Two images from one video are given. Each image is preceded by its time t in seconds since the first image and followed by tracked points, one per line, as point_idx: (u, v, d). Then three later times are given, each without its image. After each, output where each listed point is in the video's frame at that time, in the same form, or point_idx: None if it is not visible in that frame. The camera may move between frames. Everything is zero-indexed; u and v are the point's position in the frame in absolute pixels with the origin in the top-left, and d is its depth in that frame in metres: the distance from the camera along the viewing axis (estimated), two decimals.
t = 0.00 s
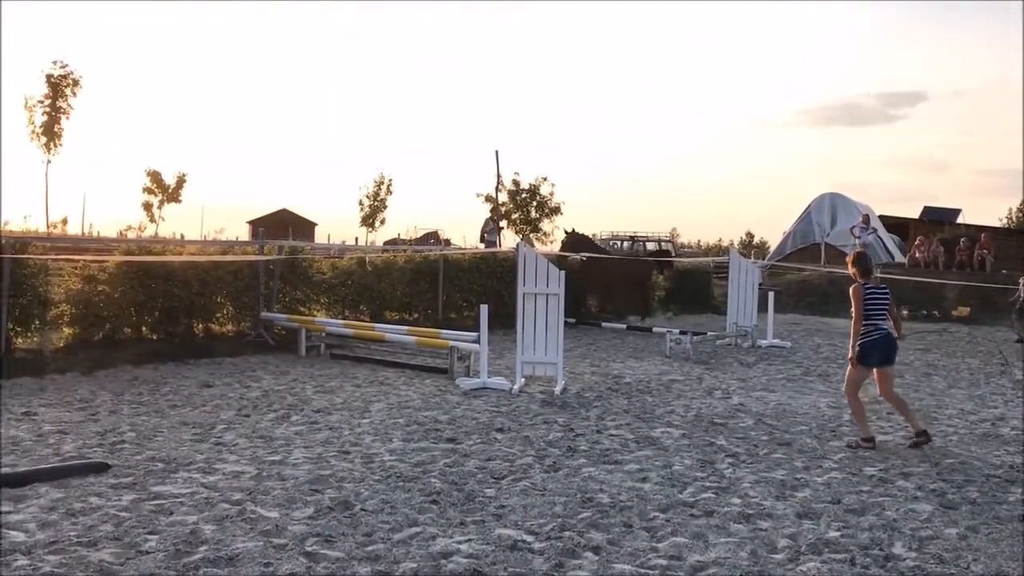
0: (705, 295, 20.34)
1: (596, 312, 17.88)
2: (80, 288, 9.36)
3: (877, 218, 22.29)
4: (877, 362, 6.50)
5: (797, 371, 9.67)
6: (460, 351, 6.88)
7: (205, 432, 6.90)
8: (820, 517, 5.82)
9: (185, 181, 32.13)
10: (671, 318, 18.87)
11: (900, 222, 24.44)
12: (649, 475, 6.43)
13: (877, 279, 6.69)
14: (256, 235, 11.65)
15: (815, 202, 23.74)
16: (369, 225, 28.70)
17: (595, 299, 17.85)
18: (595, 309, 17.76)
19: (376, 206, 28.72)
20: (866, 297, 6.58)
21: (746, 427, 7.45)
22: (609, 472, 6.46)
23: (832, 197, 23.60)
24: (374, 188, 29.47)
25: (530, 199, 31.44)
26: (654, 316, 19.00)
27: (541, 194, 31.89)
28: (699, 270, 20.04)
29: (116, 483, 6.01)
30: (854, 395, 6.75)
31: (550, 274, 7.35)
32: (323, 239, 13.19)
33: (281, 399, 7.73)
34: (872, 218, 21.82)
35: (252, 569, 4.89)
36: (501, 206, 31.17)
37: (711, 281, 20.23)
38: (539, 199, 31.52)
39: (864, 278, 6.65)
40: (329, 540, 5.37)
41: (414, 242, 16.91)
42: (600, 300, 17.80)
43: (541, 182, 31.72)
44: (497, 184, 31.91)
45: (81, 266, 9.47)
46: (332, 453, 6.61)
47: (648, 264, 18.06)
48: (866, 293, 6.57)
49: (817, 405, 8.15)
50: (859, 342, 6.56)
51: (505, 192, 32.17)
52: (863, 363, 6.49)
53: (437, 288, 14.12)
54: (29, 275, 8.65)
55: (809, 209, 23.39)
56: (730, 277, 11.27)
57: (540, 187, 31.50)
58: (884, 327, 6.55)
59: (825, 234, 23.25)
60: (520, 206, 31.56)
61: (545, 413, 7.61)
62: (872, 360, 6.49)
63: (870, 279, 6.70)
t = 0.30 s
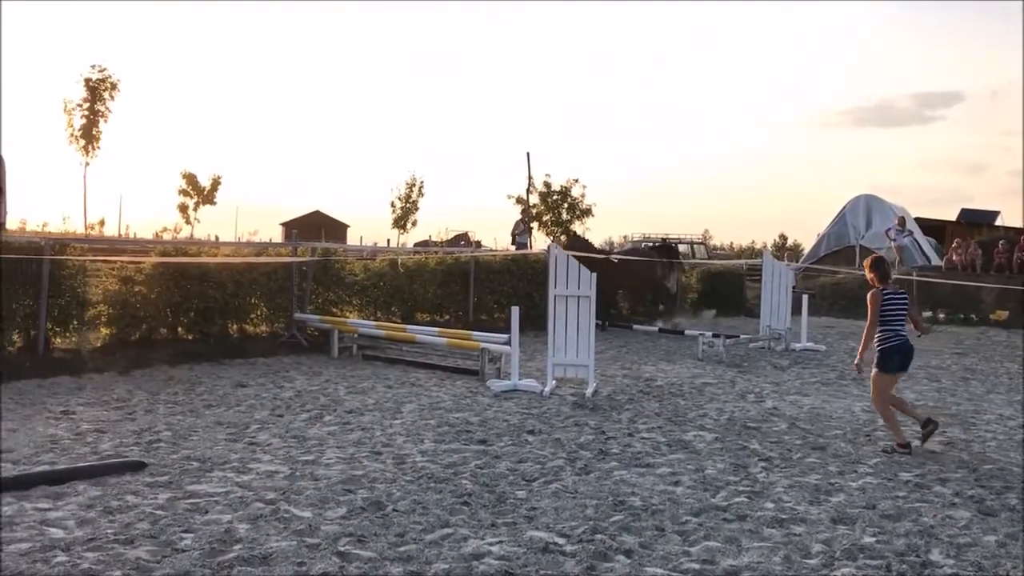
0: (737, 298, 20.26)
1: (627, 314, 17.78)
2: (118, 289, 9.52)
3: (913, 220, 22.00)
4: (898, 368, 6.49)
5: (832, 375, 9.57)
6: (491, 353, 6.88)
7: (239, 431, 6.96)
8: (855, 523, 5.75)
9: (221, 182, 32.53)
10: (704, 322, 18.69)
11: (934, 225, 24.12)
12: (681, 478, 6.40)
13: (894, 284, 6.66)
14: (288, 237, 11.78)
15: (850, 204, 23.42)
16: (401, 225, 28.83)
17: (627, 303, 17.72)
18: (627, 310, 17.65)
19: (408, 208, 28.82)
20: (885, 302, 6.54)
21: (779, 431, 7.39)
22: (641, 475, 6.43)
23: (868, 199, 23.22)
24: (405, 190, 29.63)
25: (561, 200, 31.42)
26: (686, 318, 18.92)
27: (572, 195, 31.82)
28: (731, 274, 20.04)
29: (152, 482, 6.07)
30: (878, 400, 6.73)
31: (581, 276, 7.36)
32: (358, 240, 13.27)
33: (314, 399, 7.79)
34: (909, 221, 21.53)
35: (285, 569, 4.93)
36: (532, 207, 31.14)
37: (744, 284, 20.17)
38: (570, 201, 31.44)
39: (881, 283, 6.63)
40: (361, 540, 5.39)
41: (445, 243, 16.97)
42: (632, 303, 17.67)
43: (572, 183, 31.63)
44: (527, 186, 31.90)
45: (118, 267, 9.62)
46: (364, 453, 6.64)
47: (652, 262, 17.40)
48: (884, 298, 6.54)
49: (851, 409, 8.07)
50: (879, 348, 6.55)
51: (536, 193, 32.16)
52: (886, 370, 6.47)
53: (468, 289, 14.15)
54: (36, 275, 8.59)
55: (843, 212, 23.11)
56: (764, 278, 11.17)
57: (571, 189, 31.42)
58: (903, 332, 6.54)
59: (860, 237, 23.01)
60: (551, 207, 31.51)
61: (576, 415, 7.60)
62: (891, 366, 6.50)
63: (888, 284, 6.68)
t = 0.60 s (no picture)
0: (779, 301, 20.09)
1: (667, 318, 17.72)
2: (163, 290, 9.67)
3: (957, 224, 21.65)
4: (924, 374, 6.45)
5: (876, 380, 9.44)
6: (530, 355, 6.88)
7: (281, 431, 7.03)
8: (900, 530, 5.66)
9: (262, 185, 32.96)
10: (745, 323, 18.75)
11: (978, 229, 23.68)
12: (722, 483, 6.34)
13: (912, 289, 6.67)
14: (329, 240, 11.88)
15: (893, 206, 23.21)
16: (439, 229, 28.97)
17: (666, 305, 17.80)
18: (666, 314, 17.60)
19: (446, 210, 28.92)
20: (902, 308, 6.54)
21: (822, 437, 7.30)
22: (681, 480, 6.39)
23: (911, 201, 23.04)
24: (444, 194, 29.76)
25: (600, 203, 31.31)
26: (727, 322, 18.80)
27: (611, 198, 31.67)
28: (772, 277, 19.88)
29: (196, 481, 6.15)
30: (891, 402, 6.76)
31: (621, 279, 7.33)
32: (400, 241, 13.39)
33: (354, 400, 7.85)
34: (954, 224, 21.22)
35: (326, 568, 4.96)
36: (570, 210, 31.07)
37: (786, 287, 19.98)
38: (609, 204, 31.31)
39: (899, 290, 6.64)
40: (401, 541, 5.41)
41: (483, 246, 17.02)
42: (671, 305, 17.74)
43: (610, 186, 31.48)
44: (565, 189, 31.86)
45: (163, 269, 9.77)
46: (404, 454, 6.68)
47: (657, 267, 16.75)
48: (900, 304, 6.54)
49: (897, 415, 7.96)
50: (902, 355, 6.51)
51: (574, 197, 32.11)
52: (910, 376, 6.42)
53: (507, 292, 14.16)
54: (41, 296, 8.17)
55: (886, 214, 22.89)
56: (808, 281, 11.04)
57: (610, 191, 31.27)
58: (923, 337, 6.54)
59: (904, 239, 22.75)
60: (589, 210, 31.41)
61: (616, 419, 7.57)
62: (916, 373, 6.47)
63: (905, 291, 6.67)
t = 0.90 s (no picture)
0: (813, 305, 19.90)
1: (700, 320, 17.65)
2: (199, 291, 9.77)
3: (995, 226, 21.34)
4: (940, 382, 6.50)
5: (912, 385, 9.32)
6: (561, 358, 6.87)
7: (314, 432, 7.08)
8: (938, 537, 5.57)
9: (295, 187, 33.26)
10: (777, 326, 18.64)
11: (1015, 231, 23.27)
12: (755, 488, 6.30)
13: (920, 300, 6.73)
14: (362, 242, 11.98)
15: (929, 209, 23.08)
16: (472, 232, 29.11)
17: (699, 308, 17.71)
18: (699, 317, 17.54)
19: (475, 213, 28.94)
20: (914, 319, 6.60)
21: (857, 441, 7.23)
22: (714, 484, 6.35)
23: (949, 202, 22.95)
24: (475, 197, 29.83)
25: (632, 206, 31.13)
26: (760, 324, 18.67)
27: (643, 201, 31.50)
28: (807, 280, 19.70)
29: (231, 480, 6.21)
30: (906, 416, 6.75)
31: (653, 282, 7.31)
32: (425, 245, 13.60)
33: (386, 401, 7.89)
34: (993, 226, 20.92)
35: (360, 569, 4.99)
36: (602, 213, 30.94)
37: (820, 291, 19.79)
38: (642, 206, 31.14)
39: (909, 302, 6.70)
40: (434, 543, 5.43)
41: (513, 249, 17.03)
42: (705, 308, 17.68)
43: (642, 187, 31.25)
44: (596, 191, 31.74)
45: (199, 271, 9.85)
46: (436, 456, 6.69)
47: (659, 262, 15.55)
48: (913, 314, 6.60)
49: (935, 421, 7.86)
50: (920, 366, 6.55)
51: (605, 199, 31.94)
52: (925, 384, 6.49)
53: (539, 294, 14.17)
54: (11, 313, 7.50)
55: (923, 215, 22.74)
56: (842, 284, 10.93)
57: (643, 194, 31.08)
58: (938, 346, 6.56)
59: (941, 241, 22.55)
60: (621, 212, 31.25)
61: (649, 422, 7.54)
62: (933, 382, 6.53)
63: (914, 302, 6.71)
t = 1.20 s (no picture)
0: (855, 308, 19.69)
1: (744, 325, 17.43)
2: (244, 294, 9.99)
3: None
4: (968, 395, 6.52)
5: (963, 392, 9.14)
6: (604, 362, 6.86)
7: (358, 434, 7.13)
8: (991, 546, 5.45)
9: (338, 191, 33.57)
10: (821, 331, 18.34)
11: None
12: (801, 494, 6.22)
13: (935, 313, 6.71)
14: (405, 246, 12.09)
15: (981, 211, 22.76)
16: (512, 233, 29.15)
17: (742, 312, 17.24)
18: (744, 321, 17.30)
19: (514, 216, 28.83)
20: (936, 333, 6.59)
21: (906, 448, 7.11)
22: (759, 489, 6.28)
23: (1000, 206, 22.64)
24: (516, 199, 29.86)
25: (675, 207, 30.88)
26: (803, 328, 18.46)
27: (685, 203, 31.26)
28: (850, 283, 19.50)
29: (277, 481, 6.28)
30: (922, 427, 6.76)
31: (697, 285, 7.28)
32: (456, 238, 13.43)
33: (429, 404, 7.92)
34: None
35: (404, 570, 5.00)
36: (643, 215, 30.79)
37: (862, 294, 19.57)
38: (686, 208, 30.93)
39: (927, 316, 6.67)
40: (477, 545, 5.43)
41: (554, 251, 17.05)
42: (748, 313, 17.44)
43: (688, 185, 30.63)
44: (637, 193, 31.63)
45: (245, 274, 10.08)
46: (478, 458, 6.71)
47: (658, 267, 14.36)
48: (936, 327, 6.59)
49: (987, 428, 7.71)
50: (947, 379, 6.55)
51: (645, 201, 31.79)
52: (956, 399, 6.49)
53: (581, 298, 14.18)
54: None
55: (975, 217, 22.39)
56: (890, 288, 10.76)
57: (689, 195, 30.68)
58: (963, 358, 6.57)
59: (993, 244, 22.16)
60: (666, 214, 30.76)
61: (692, 427, 7.49)
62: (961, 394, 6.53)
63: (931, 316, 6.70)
